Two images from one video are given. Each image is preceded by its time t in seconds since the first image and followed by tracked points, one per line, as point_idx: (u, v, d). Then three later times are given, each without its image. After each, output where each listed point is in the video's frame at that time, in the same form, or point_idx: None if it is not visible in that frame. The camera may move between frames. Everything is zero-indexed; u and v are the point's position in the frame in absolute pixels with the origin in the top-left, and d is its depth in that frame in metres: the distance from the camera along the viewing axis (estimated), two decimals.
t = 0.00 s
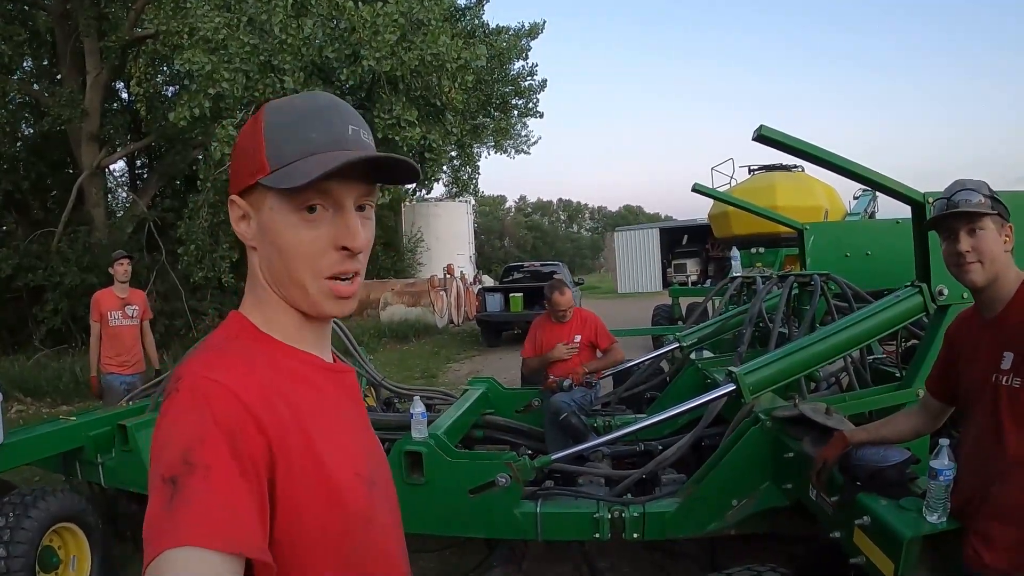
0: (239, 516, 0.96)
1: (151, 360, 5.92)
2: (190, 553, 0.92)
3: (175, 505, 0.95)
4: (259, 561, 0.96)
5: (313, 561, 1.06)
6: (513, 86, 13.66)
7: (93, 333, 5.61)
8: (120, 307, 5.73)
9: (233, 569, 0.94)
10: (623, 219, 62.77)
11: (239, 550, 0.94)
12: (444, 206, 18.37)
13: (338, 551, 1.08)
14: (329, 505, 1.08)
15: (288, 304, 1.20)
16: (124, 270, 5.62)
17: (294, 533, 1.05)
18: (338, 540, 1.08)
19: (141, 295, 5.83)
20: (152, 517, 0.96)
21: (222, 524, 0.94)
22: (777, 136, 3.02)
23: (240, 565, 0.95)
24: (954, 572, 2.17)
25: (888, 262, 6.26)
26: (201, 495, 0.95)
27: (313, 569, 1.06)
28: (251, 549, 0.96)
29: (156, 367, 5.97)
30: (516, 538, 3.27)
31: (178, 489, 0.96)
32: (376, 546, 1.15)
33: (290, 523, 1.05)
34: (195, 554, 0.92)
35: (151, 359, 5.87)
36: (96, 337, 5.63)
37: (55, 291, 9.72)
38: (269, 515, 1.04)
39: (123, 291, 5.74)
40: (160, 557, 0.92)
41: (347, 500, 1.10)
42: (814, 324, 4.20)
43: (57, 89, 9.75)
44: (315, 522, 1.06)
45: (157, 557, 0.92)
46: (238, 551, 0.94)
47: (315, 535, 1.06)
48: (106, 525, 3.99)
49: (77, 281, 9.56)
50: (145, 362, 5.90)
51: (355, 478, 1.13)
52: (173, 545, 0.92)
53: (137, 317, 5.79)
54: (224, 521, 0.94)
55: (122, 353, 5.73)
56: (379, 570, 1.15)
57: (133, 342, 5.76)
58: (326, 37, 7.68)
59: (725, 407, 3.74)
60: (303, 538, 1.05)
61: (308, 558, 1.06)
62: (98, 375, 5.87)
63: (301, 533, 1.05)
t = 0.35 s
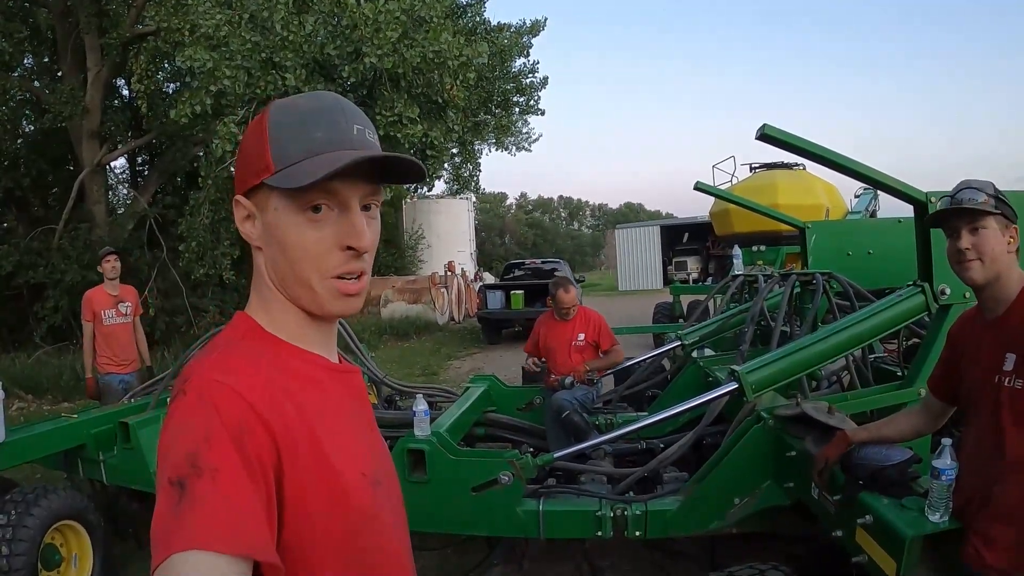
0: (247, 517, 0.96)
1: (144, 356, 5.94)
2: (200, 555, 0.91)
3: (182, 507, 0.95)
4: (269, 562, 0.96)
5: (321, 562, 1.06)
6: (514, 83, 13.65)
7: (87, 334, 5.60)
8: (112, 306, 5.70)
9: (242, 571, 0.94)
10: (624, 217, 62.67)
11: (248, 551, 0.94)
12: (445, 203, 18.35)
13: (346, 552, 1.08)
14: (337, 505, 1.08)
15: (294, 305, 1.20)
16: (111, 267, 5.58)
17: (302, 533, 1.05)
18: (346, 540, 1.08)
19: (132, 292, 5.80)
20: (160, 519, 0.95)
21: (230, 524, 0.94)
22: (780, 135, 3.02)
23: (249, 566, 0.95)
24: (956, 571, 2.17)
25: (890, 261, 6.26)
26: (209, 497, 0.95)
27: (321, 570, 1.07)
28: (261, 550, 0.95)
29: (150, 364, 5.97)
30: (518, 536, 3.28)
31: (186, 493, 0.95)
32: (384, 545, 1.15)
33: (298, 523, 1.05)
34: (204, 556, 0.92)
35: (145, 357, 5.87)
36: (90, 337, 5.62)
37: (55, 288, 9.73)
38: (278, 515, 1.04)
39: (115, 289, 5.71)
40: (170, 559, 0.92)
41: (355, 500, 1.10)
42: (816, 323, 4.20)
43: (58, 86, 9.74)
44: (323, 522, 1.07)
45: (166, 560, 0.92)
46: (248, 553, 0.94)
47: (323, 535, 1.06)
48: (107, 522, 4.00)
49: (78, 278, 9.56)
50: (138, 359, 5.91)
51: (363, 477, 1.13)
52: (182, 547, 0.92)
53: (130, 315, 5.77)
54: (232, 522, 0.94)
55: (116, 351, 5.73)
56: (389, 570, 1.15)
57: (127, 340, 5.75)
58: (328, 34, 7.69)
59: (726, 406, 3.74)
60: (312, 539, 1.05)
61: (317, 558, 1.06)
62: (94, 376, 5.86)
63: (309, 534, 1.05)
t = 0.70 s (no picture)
0: (223, 524, 0.95)
1: (162, 348, 6.00)
2: (172, 565, 0.91)
3: (157, 514, 0.94)
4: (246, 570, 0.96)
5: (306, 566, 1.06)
6: (541, 74, 13.54)
7: (111, 325, 5.67)
8: (135, 296, 5.77)
9: None
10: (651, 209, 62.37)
11: (223, 560, 0.94)
12: (471, 194, 18.31)
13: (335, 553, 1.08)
14: (324, 506, 1.07)
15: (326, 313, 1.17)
16: (130, 259, 5.65)
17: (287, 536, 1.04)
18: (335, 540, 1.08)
19: (152, 283, 5.88)
20: (136, 526, 0.95)
21: (206, 532, 0.94)
22: (810, 128, 2.92)
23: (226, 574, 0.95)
24: None
25: (920, 258, 6.17)
26: (182, 505, 0.94)
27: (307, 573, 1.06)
28: (236, 559, 0.95)
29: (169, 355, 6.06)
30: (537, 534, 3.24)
31: (160, 501, 0.95)
32: (378, 543, 1.13)
33: (282, 527, 1.04)
34: (177, 566, 0.91)
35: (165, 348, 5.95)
36: (113, 328, 5.68)
37: (85, 278, 9.88)
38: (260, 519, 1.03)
39: (136, 280, 5.77)
40: (144, 567, 0.92)
41: (346, 499, 1.09)
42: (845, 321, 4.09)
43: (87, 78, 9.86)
44: (308, 524, 1.06)
45: (140, 568, 0.92)
46: (222, 562, 0.93)
47: (308, 537, 1.06)
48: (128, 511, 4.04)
49: (107, 268, 9.70)
50: (159, 350, 5.99)
51: (356, 475, 1.11)
52: (156, 556, 0.91)
53: (151, 305, 5.85)
54: (208, 530, 0.94)
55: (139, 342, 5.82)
56: (383, 568, 1.14)
57: (149, 331, 5.84)
58: (352, 25, 7.67)
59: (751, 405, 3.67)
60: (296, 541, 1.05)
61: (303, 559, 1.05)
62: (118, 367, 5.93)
63: (294, 537, 1.05)
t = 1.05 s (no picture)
0: (216, 510, 0.95)
1: (161, 347, 6.01)
2: (165, 549, 0.91)
3: (148, 500, 0.94)
4: (238, 556, 0.96)
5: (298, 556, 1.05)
6: (541, 74, 13.55)
7: (111, 323, 5.67)
8: (135, 294, 5.77)
9: (210, 566, 0.94)
10: (652, 209, 62.37)
11: (216, 546, 0.93)
12: (471, 194, 18.29)
13: (329, 544, 1.08)
14: (318, 496, 1.07)
15: (285, 283, 1.18)
16: (130, 257, 5.66)
17: (281, 524, 1.04)
18: (328, 531, 1.08)
19: (152, 281, 5.88)
20: (127, 513, 0.95)
21: (197, 517, 0.93)
22: (809, 123, 2.92)
23: (218, 560, 0.95)
24: None
25: (921, 256, 6.17)
26: (174, 490, 0.94)
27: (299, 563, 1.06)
28: (229, 545, 0.95)
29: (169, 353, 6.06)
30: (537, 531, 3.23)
31: (152, 486, 0.94)
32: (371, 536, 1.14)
33: (275, 515, 1.04)
34: (169, 552, 0.91)
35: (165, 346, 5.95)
36: (113, 326, 5.68)
37: (85, 277, 9.88)
38: (254, 507, 1.03)
39: (136, 278, 5.78)
40: (134, 553, 0.91)
41: (340, 490, 1.09)
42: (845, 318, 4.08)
43: (86, 78, 9.86)
44: (302, 514, 1.06)
45: (130, 554, 0.91)
46: (215, 548, 0.93)
47: (302, 527, 1.06)
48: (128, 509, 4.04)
49: (107, 267, 9.70)
50: (159, 348, 5.99)
51: (350, 466, 1.12)
52: (147, 541, 0.91)
53: (151, 303, 5.86)
54: (199, 516, 0.94)
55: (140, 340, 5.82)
56: (376, 561, 1.14)
57: (149, 328, 5.84)
58: (352, 24, 7.67)
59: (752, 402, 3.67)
60: (289, 530, 1.05)
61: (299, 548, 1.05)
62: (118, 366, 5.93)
63: (287, 526, 1.05)
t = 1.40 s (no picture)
0: (218, 512, 0.95)
1: (162, 347, 6.01)
2: (169, 552, 0.91)
3: (153, 503, 0.93)
4: (242, 558, 0.96)
5: (302, 558, 1.05)
6: (541, 74, 13.54)
7: (112, 323, 5.67)
8: (136, 295, 5.77)
9: (214, 568, 0.94)
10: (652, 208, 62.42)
11: (219, 548, 0.93)
12: (472, 194, 18.29)
13: (333, 546, 1.07)
14: (320, 498, 1.07)
15: (291, 285, 1.17)
16: (131, 258, 5.64)
17: (283, 526, 1.04)
18: (330, 533, 1.07)
19: (153, 282, 5.88)
20: (130, 515, 0.95)
21: (199, 520, 0.93)
22: (810, 122, 2.91)
23: (221, 563, 0.94)
24: None
25: (922, 255, 6.15)
26: (177, 493, 0.94)
27: (303, 565, 1.06)
28: (233, 547, 0.95)
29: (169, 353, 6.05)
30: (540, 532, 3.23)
31: (155, 489, 0.94)
32: (374, 538, 1.13)
33: (277, 517, 1.04)
34: (173, 555, 0.91)
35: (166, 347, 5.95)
36: (114, 327, 5.68)
37: (85, 278, 9.88)
38: (257, 509, 1.03)
39: (137, 278, 5.77)
40: (139, 557, 0.91)
41: (340, 492, 1.09)
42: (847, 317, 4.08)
43: (87, 79, 9.86)
44: (304, 516, 1.05)
45: (134, 557, 0.91)
46: (218, 550, 0.93)
47: (304, 529, 1.05)
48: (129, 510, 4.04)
49: (108, 268, 9.70)
50: (160, 349, 5.98)
51: (350, 468, 1.11)
52: (151, 545, 0.91)
53: (153, 304, 5.86)
54: (202, 519, 0.93)
55: (141, 341, 5.81)
56: (378, 563, 1.14)
57: (150, 329, 5.83)
58: (353, 24, 7.66)
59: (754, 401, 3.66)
60: (291, 533, 1.05)
61: (302, 550, 1.05)
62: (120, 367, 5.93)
63: (290, 528, 1.05)
